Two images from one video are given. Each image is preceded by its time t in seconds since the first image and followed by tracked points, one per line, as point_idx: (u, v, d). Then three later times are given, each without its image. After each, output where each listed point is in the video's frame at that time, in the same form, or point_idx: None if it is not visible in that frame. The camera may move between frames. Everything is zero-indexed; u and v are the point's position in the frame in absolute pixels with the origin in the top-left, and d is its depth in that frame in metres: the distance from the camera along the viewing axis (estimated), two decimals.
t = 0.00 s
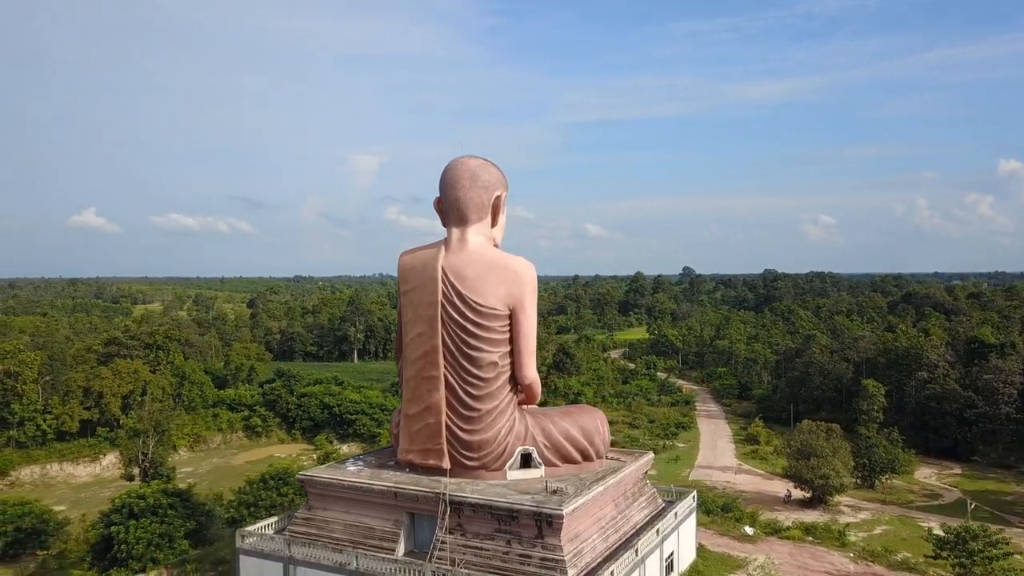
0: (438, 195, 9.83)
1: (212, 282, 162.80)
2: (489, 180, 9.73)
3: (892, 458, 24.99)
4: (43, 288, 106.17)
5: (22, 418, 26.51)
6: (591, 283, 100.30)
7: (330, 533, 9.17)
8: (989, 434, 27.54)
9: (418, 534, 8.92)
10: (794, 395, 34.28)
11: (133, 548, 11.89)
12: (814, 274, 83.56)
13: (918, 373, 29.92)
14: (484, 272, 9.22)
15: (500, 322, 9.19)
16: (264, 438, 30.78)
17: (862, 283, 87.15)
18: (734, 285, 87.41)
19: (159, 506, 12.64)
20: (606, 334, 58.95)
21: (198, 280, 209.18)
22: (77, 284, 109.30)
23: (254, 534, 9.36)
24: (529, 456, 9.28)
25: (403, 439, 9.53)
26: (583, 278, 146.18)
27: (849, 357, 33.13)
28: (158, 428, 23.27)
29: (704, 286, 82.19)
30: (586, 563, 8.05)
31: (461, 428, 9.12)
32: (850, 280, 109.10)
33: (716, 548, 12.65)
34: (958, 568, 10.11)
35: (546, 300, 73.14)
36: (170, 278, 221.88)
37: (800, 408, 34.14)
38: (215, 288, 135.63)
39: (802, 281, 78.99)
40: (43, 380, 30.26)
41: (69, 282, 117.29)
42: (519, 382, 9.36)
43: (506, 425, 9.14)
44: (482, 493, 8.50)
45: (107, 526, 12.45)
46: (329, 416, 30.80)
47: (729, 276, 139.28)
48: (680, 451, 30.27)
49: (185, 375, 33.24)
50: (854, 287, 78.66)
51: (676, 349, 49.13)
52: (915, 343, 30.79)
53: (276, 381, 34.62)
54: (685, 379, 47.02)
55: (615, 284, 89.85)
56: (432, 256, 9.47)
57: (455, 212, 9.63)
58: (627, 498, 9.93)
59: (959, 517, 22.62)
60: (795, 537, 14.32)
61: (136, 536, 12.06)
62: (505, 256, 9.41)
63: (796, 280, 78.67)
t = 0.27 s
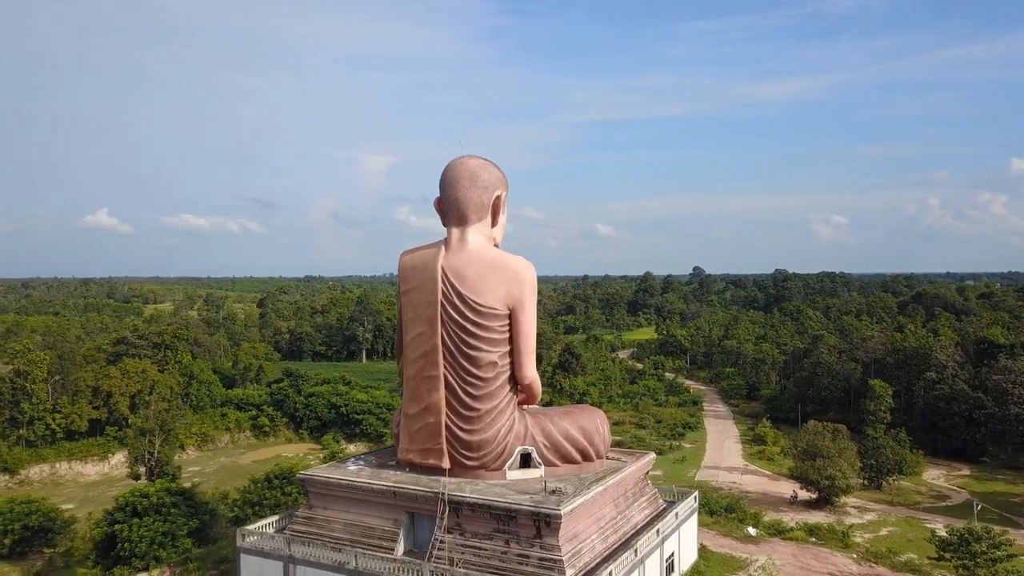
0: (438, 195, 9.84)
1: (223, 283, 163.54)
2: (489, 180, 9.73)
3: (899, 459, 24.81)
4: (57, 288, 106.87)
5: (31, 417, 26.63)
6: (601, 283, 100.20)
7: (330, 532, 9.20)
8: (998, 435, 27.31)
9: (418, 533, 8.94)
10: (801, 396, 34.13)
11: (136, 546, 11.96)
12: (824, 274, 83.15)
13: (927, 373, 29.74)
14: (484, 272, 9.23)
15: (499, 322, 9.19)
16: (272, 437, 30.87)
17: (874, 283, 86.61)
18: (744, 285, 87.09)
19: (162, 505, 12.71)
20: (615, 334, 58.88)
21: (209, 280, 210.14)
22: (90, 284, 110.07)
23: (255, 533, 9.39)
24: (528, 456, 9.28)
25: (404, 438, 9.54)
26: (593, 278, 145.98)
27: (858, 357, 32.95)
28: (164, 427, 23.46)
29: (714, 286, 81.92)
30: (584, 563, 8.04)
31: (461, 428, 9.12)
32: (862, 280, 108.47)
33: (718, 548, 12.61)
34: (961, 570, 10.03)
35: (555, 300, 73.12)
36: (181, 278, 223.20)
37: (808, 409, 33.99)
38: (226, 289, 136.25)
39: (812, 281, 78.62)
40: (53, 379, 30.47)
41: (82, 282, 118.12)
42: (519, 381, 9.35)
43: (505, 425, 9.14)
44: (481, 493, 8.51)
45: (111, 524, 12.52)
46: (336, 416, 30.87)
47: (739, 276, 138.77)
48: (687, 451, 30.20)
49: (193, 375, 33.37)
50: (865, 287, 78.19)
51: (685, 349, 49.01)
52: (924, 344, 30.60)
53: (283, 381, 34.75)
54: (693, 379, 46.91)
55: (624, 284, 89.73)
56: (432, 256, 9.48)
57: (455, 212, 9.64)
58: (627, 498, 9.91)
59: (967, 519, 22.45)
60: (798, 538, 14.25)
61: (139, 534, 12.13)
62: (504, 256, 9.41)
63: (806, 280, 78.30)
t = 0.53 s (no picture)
0: (438, 194, 9.85)
1: (235, 283, 164.25)
2: (489, 180, 9.73)
3: (908, 461, 24.62)
4: (71, 288, 107.54)
5: (42, 416, 26.72)
6: (612, 283, 99.96)
7: (330, 531, 9.22)
8: (1009, 437, 27.02)
9: (417, 533, 8.94)
10: (810, 396, 33.94)
11: (140, 544, 12.04)
12: (836, 274, 82.64)
13: (937, 373, 29.52)
14: (483, 271, 9.22)
15: (499, 321, 9.18)
16: (280, 437, 30.98)
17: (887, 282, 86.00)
18: (755, 285, 86.69)
19: (166, 503, 12.79)
20: (624, 334, 58.80)
21: (220, 280, 211.10)
22: (105, 284, 110.82)
23: (255, 531, 9.43)
24: (528, 456, 9.27)
25: (404, 437, 9.57)
26: (604, 277, 145.82)
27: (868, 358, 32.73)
28: (171, 427, 23.69)
29: (725, 286, 81.56)
30: (582, 563, 8.03)
31: (461, 428, 9.13)
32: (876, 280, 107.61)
33: (721, 549, 12.54)
34: (965, 573, 9.93)
35: (565, 300, 73.05)
36: (193, 279, 224.48)
37: (817, 409, 33.79)
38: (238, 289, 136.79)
39: (825, 281, 78.12)
40: (64, 379, 30.68)
41: (97, 282, 118.90)
42: (519, 381, 9.35)
43: (505, 425, 9.14)
44: (480, 492, 8.51)
45: (115, 523, 12.61)
46: (344, 415, 30.95)
47: (750, 276, 138.09)
48: (694, 452, 30.10)
49: (202, 374, 33.53)
50: (878, 287, 77.64)
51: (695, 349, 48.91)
52: (934, 344, 30.37)
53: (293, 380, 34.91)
54: (702, 379, 46.76)
55: (635, 284, 89.50)
56: (431, 256, 9.49)
57: (455, 211, 9.64)
58: (628, 499, 9.88)
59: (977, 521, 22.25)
60: (802, 539, 14.16)
61: (143, 532, 12.21)
62: (503, 255, 9.40)
63: (818, 280, 77.83)
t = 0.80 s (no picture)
0: (438, 195, 9.85)
1: (252, 283, 164.65)
2: (488, 179, 9.73)
3: (915, 462, 24.47)
4: (83, 288, 108.00)
5: (51, 415, 26.90)
6: (622, 283, 99.73)
7: (329, 531, 9.25)
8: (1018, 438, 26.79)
9: (415, 533, 8.95)
10: (818, 397, 33.77)
11: (142, 542, 12.10)
12: (847, 274, 82.15)
13: (946, 374, 29.31)
14: (481, 271, 9.23)
15: (497, 321, 9.18)
16: (288, 436, 31.07)
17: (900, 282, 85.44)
18: (766, 285, 86.33)
19: (168, 502, 12.84)
20: (633, 335, 58.71)
21: (230, 280, 211.92)
22: (117, 284, 111.41)
23: (255, 530, 9.47)
24: (526, 456, 9.26)
25: (403, 437, 9.58)
26: (613, 277, 145.56)
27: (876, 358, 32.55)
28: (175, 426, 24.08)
29: (735, 286, 81.26)
30: (580, 563, 8.02)
31: (459, 427, 9.13)
32: (888, 280, 106.90)
33: (722, 550, 12.50)
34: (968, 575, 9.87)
35: (574, 300, 72.99)
36: (203, 279, 225.67)
37: (824, 410, 33.63)
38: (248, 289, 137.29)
39: (836, 281, 77.70)
40: (74, 377, 30.92)
41: (109, 282, 119.56)
42: (517, 381, 9.34)
43: (503, 425, 9.14)
44: (478, 492, 8.51)
45: (118, 521, 12.68)
46: (351, 415, 31.03)
47: (761, 276, 137.49)
48: (700, 452, 30.02)
49: (210, 373, 33.64)
50: (889, 287, 77.10)
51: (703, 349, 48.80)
52: (943, 344, 30.16)
53: (301, 380, 35.02)
54: (710, 380, 46.62)
55: (645, 284, 89.28)
56: (430, 256, 9.50)
57: (454, 211, 9.65)
58: (627, 499, 9.86)
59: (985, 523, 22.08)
60: (804, 540, 14.07)
61: (145, 530, 12.27)
62: (502, 255, 9.40)
63: (829, 279, 77.42)
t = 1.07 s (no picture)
0: (437, 194, 9.86)
1: (263, 284, 165.40)
2: (488, 179, 9.73)
3: (922, 463, 24.30)
4: (96, 288, 108.25)
5: (61, 414, 27.09)
6: (633, 283, 99.54)
7: (329, 530, 9.28)
8: None
9: (414, 532, 8.97)
10: (827, 397, 33.58)
11: (145, 540, 12.17)
12: (859, 274, 81.61)
13: (955, 375, 29.07)
14: (480, 271, 9.23)
15: (496, 321, 9.18)
16: (295, 436, 31.16)
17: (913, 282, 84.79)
18: (777, 285, 85.91)
19: (172, 501, 12.91)
20: (642, 335, 58.60)
21: (247, 280, 212.48)
22: (130, 284, 111.78)
23: (255, 529, 9.51)
24: (525, 455, 9.26)
25: (403, 436, 9.60)
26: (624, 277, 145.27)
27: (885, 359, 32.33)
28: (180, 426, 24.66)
29: (746, 286, 80.93)
30: (578, 563, 8.01)
31: (458, 427, 9.14)
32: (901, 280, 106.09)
33: (724, 551, 12.46)
34: None
35: (584, 300, 72.92)
36: (214, 279, 226.93)
37: (833, 410, 33.43)
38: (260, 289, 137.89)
39: (848, 280, 77.24)
40: (84, 376, 31.16)
41: (124, 282, 120.11)
42: (516, 381, 9.34)
43: (502, 425, 9.13)
44: (476, 492, 8.51)
45: (122, 519, 12.75)
46: (358, 414, 31.11)
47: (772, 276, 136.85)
48: (707, 453, 29.93)
49: (218, 373, 33.78)
50: (901, 287, 76.54)
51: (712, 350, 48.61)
52: (953, 345, 29.90)
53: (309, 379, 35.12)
54: (719, 380, 46.45)
55: (656, 284, 89.09)
56: (430, 255, 9.51)
57: (453, 210, 9.66)
58: (627, 499, 9.85)
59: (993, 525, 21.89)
60: (808, 541, 13.98)
61: (148, 529, 12.34)
62: (501, 255, 9.39)
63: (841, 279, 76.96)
